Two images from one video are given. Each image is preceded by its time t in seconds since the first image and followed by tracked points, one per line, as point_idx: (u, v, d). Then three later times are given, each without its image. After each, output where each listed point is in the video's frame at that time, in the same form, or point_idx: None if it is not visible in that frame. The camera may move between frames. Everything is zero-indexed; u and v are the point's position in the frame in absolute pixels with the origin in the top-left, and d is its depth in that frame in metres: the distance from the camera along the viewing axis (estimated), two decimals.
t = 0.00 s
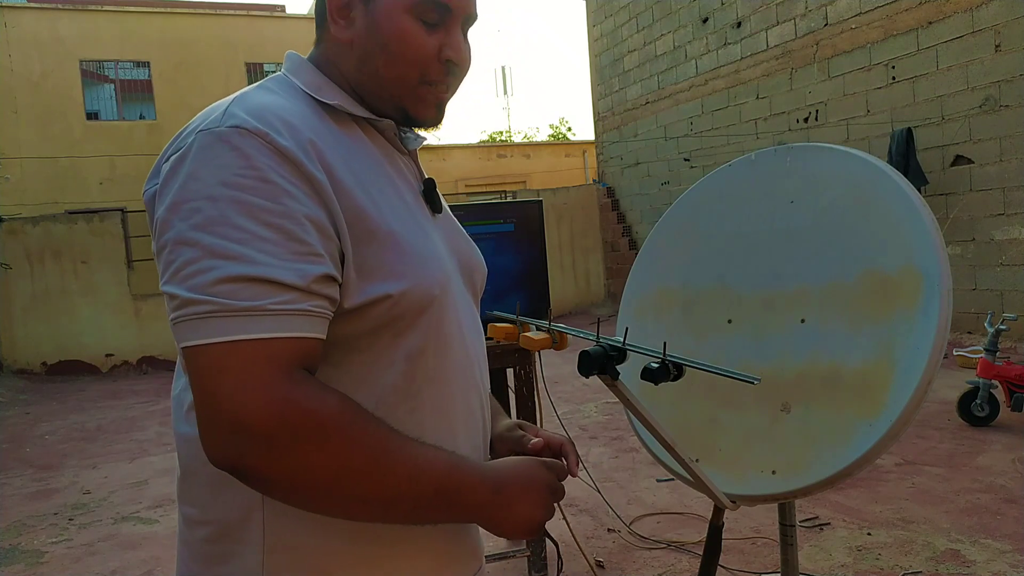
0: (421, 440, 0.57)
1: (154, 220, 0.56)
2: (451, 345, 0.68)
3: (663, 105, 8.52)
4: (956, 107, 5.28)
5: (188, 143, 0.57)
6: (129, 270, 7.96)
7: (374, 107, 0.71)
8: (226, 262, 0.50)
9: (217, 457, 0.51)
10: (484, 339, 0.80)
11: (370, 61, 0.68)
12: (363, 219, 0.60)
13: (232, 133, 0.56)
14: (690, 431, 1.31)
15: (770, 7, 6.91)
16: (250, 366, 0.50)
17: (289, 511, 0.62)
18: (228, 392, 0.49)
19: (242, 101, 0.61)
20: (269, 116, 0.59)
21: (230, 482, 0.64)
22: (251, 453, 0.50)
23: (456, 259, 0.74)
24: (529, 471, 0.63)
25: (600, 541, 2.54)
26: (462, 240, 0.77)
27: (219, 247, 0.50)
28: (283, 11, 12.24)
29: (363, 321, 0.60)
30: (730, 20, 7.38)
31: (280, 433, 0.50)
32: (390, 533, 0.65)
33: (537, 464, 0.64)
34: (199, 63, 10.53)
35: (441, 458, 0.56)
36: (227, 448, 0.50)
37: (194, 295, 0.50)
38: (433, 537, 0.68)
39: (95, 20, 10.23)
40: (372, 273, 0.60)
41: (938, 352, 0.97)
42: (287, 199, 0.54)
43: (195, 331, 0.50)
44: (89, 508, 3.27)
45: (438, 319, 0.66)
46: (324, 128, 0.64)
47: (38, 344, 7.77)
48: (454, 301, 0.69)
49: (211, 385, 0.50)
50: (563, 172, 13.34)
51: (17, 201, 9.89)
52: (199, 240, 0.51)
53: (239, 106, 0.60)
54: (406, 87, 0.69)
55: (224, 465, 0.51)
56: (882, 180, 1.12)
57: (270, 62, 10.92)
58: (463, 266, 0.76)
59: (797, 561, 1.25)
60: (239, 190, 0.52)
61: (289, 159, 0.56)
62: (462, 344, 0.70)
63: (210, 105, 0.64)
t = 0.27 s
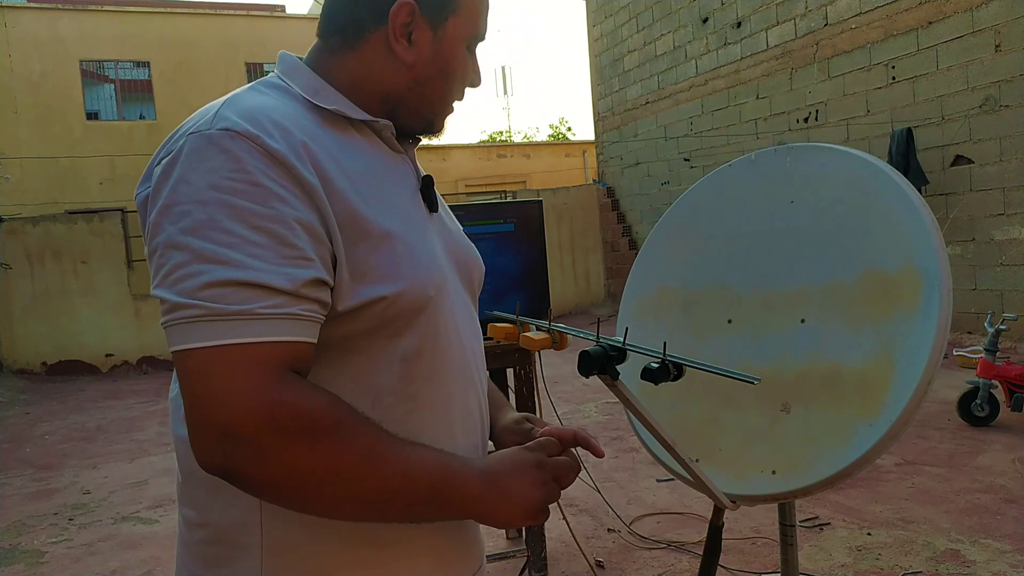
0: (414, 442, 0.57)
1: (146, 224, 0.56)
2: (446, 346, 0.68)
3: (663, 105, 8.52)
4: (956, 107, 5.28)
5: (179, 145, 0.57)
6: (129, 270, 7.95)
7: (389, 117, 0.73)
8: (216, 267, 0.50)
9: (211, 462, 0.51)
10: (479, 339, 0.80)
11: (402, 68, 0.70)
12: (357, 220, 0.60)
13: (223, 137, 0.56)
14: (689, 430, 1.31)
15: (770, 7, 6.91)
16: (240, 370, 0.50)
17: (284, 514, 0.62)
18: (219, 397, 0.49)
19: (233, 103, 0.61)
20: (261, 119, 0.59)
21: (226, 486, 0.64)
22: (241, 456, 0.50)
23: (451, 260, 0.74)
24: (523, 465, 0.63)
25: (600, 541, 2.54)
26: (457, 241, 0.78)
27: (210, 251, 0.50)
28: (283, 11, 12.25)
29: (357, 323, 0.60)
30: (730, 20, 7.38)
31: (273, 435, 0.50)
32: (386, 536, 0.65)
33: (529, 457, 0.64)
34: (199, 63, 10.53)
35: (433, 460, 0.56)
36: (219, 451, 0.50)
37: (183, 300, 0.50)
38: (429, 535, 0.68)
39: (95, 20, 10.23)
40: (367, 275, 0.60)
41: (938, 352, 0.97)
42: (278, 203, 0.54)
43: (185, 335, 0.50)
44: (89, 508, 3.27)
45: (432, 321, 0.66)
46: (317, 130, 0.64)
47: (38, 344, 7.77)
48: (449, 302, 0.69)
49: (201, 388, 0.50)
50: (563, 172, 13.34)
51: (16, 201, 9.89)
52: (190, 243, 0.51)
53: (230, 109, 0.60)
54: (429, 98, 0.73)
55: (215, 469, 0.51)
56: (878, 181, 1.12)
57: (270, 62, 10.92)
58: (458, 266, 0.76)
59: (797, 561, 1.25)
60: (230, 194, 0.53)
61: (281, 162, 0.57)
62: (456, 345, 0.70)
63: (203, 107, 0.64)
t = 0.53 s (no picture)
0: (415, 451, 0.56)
1: (152, 221, 0.56)
2: (448, 346, 0.68)
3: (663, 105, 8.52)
4: (956, 107, 5.28)
5: (186, 143, 0.57)
6: (129, 270, 7.95)
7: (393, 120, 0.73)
8: (223, 265, 0.50)
9: (211, 460, 0.51)
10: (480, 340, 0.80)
11: (412, 73, 0.70)
12: (361, 220, 0.60)
13: (231, 136, 0.56)
14: (690, 430, 1.31)
15: (770, 7, 6.91)
16: (242, 369, 0.49)
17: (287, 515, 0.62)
18: (220, 395, 0.49)
19: (240, 102, 0.61)
20: (267, 118, 0.59)
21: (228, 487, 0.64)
22: (242, 456, 0.50)
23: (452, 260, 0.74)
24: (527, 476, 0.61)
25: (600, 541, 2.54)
26: (458, 243, 0.78)
27: (215, 249, 0.50)
28: (282, 10, 12.24)
29: (360, 322, 0.60)
30: (730, 20, 7.38)
31: (274, 436, 0.50)
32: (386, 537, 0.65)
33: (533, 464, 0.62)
34: (199, 62, 10.52)
35: (432, 470, 0.55)
36: (219, 450, 0.50)
37: (189, 298, 0.50)
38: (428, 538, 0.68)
39: (95, 20, 10.23)
40: (372, 275, 0.60)
41: (938, 352, 0.97)
42: (285, 203, 0.54)
43: (189, 333, 0.50)
44: (89, 508, 3.27)
45: (435, 320, 0.66)
46: (323, 130, 0.64)
47: (38, 344, 7.78)
48: (451, 303, 0.69)
49: (203, 387, 0.50)
50: (563, 172, 13.34)
51: (16, 201, 9.89)
52: (197, 242, 0.51)
53: (237, 107, 0.60)
54: (437, 104, 0.74)
55: (215, 466, 0.51)
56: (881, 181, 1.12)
57: (270, 62, 10.91)
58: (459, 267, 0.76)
59: (797, 561, 1.25)
60: (238, 193, 0.53)
61: (288, 162, 0.57)
62: (458, 345, 0.70)
63: (208, 105, 0.64)
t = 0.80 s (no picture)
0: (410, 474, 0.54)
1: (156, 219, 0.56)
2: (450, 346, 0.69)
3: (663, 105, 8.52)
4: (956, 107, 5.28)
5: (190, 142, 0.57)
6: (129, 270, 7.95)
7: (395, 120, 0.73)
8: (227, 265, 0.50)
9: (207, 459, 0.51)
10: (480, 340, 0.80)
11: (415, 71, 0.70)
12: (366, 220, 0.60)
13: (236, 135, 0.56)
14: (690, 431, 1.31)
15: (770, 7, 6.91)
16: (241, 370, 0.49)
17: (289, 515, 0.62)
18: (218, 395, 0.49)
19: (244, 102, 0.61)
20: (272, 118, 0.59)
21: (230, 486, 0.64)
22: (239, 458, 0.50)
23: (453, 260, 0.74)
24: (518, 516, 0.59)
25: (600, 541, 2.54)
26: (459, 243, 0.78)
27: (219, 248, 0.50)
28: (282, 10, 12.24)
29: (363, 323, 0.60)
30: (730, 20, 7.38)
31: (271, 439, 0.49)
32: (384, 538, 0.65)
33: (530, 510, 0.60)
34: (199, 62, 10.53)
35: (426, 495, 0.54)
36: (215, 449, 0.50)
37: (193, 298, 0.50)
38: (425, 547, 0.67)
39: (95, 20, 10.23)
40: (376, 275, 0.60)
41: (938, 353, 0.97)
42: (290, 205, 0.54)
43: (189, 330, 0.50)
44: (89, 508, 3.27)
45: (437, 320, 0.66)
46: (327, 130, 0.64)
47: (38, 344, 7.78)
48: (454, 304, 0.69)
49: (203, 385, 0.50)
50: (563, 172, 13.35)
51: (16, 201, 9.89)
52: (202, 241, 0.51)
53: (241, 106, 0.60)
54: (437, 106, 0.74)
55: (210, 464, 0.51)
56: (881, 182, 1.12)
57: (270, 62, 10.91)
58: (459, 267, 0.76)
59: (797, 561, 1.25)
60: (243, 193, 0.53)
61: (294, 162, 0.56)
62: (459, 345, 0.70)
63: (212, 104, 0.64)
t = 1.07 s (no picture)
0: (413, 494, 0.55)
1: (167, 218, 0.56)
2: (456, 347, 0.69)
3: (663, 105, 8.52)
4: (955, 107, 5.29)
5: (200, 142, 0.56)
6: (129, 270, 7.96)
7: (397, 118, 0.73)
8: (241, 265, 0.50)
9: (217, 458, 0.51)
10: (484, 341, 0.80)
11: (415, 69, 0.70)
12: (375, 220, 0.60)
13: (247, 135, 0.55)
14: (690, 432, 1.31)
15: (770, 7, 6.91)
16: (255, 371, 0.50)
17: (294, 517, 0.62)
18: (230, 397, 0.49)
19: (253, 101, 0.61)
20: (282, 118, 0.59)
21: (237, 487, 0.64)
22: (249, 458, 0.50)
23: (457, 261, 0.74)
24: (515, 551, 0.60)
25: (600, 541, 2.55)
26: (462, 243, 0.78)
27: (232, 249, 0.50)
28: (282, 10, 12.25)
29: (371, 323, 0.61)
30: (730, 20, 7.38)
31: (282, 442, 0.49)
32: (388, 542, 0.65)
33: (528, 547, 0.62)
34: (199, 62, 10.53)
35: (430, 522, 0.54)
36: (226, 448, 0.50)
37: (206, 299, 0.50)
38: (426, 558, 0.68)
39: (95, 20, 10.23)
40: (386, 275, 0.60)
41: (938, 353, 0.97)
42: (301, 204, 0.54)
43: (202, 332, 0.50)
44: (89, 508, 3.27)
45: (444, 321, 0.66)
46: (335, 129, 0.64)
47: (38, 344, 7.78)
48: (460, 305, 0.69)
49: (214, 386, 0.50)
50: (563, 172, 13.35)
51: (16, 201, 9.89)
52: (215, 242, 0.51)
53: (251, 106, 0.60)
54: (438, 103, 0.74)
55: (220, 463, 0.51)
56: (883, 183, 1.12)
57: (270, 62, 10.91)
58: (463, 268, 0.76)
59: (797, 561, 1.25)
60: (255, 194, 0.52)
61: (304, 162, 0.56)
62: (465, 345, 0.71)
63: (220, 104, 0.64)
